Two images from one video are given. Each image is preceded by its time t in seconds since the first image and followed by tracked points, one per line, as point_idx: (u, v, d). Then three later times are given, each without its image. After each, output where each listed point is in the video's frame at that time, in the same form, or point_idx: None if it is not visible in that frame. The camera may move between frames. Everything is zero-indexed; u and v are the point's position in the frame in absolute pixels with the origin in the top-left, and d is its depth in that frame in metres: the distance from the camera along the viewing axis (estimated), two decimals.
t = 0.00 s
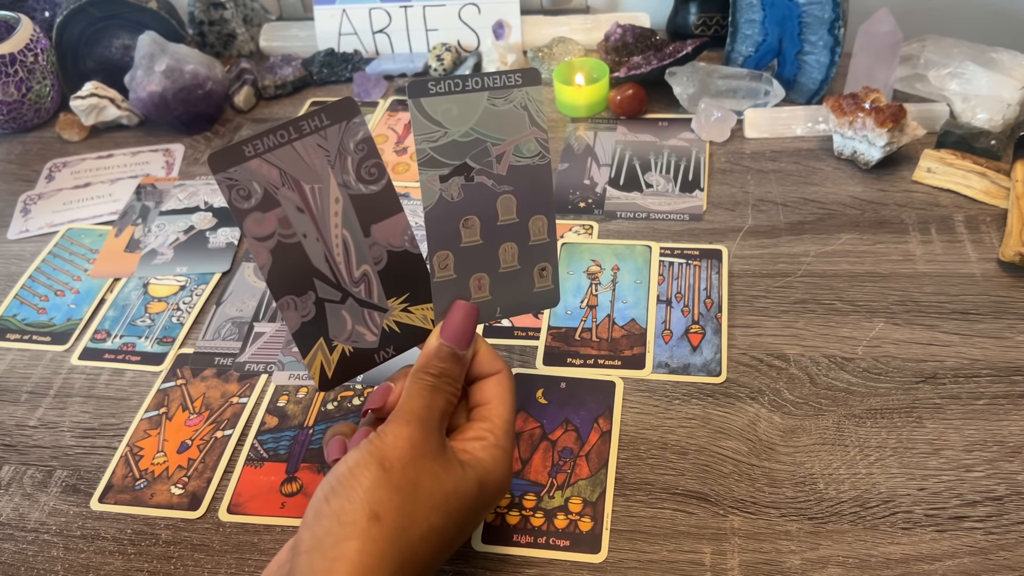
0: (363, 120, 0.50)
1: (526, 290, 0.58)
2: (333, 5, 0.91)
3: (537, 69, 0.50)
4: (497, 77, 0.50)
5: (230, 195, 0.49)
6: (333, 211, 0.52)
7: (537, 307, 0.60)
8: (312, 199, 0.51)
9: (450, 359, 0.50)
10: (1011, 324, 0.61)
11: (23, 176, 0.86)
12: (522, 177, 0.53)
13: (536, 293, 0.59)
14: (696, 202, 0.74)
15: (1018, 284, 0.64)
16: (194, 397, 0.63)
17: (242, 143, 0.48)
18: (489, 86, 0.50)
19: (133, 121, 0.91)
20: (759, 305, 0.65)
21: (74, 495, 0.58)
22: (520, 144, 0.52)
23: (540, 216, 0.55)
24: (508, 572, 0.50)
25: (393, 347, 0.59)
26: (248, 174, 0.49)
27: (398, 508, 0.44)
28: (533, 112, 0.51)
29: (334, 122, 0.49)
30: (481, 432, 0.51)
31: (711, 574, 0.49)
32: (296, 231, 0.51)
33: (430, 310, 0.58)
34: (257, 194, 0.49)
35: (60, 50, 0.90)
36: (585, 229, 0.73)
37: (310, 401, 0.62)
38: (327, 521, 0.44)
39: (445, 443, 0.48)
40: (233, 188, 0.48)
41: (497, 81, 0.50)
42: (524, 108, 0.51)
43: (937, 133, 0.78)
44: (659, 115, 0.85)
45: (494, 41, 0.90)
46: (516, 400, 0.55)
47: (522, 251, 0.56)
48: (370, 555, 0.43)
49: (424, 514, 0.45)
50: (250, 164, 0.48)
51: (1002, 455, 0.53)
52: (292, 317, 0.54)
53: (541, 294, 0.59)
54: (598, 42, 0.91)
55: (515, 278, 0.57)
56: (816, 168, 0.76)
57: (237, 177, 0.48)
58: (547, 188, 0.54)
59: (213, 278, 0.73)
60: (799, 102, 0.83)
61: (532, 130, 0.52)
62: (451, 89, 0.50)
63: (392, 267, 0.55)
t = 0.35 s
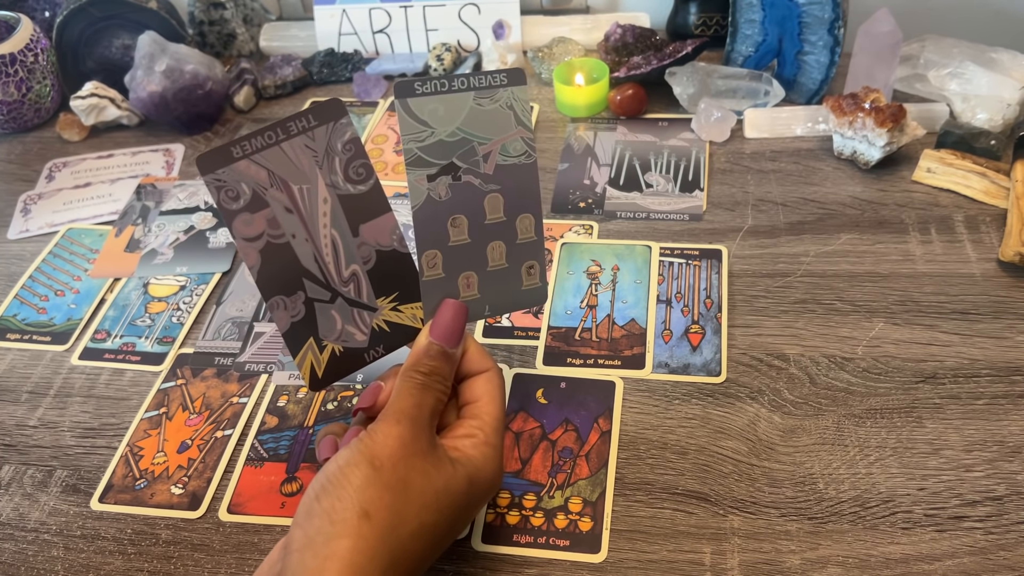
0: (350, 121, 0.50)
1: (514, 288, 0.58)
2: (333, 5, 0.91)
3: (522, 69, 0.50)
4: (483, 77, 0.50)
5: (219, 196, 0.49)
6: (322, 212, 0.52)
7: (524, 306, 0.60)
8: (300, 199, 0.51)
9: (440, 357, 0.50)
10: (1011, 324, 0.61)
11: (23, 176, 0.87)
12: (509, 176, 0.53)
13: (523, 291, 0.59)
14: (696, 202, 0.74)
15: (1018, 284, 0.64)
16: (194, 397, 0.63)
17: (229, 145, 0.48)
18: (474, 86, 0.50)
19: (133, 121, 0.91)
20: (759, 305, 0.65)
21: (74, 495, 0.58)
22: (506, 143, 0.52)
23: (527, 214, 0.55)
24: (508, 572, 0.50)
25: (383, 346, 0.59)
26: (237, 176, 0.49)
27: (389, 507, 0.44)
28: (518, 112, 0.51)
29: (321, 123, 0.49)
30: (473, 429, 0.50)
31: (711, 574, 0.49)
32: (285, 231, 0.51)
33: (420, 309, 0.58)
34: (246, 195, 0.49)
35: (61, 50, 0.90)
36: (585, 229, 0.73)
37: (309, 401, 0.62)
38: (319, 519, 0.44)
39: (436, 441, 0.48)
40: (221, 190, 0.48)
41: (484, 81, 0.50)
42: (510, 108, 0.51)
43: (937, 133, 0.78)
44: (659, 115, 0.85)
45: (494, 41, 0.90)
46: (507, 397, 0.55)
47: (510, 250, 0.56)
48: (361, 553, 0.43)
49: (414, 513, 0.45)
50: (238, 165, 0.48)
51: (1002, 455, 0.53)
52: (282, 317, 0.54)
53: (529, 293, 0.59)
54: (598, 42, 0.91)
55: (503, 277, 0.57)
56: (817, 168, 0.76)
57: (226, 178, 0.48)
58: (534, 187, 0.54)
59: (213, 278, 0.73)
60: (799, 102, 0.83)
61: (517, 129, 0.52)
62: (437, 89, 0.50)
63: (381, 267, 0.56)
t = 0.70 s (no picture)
0: (370, 122, 0.50)
1: (532, 288, 0.58)
2: (333, 5, 0.91)
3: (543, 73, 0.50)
4: (503, 78, 0.50)
5: (239, 195, 0.49)
6: (341, 212, 0.52)
7: (540, 306, 0.60)
8: (320, 199, 0.51)
9: (456, 358, 0.50)
10: (1010, 324, 0.61)
11: (23, 176, 0.87)
12: (528, 178, 0.53)
13: (541, 292, 0.59)
14: (696, 202, 0.74)
15: (1018, 283, 0.64)
16: (194, 397, 0.63)
17: (251, 145, 0.48)
18: (494, 88, 0.50)
19: (133, 121, 0.91)
20: (759, 305, 0.65)
21: (74, 495, 0.58)
22: (525, 145, 0.52)
23: (545, 216, 0.55)
24: (508, 572, 0.50)
25: (400, 346, 0.59)
26: (258, 175, 0.49)
27: (404, 506, 0.44)
28: (538, 114, 0.51)
29: (342, 124, 0.49)
30: (488, 430, 0.51)
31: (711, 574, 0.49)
32: (305, 231, 0.51)
33: (437, 310, 0.58)
34: (266, 195, 0.49)
35: (61, 50, 0.90)
36: (585, 230, 0.73)
37: (310, 401, 0.62)
38: (334, 518, 0.44)
39: (452, 441, 0.48)
40: (243, 189, 0.49)
41: (503, 82, 0.50)
42: (529, 110, 0.51)
43: (937, 133, 0.78)
44: (659, 115, 0.85)
45: (494, 41, 0.90)
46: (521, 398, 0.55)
47: (528, 251, 0.56)
48: (376, 552, 0.43)
49: (429, 512, 0.45)
50: (259, 165, 0.48)
51: (1002, 455, 0.53)
52: (301, 317, 0.54)
53: (546, 294, 0.59)
54: (598, 42, 0.91)
55: (520, 278, 0.57)
56: (816, 168, 0.76)
57: (247, 178, 0.48)
58: (552, 189, 0.54)
59: (213, 278, 0.73)
60: (799, 102, 0.83)
61: (536, 131, 0.52)
62: (457, 91, 0.50)
63: (399, 268, 0.56)
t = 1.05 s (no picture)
0: (343, 126, 0.50)
1: (515, 285, 0.58)
2: (333, 5, 0.91)
3: (513, 66, 0.50)
4: (473, 75, 0.50)
5: (216, 204, 0.49)
6: (319, 216, 0.52)
7: (526, 301, 0.59)
8: (297, 204, 0.51)
9: (443, 356, 0.49)
10: (1011, 324, 0.61)
11: (23, 176, 0.87)
12: (504, 173, 0.53)
13: (525, 287, 0.59)
14: (696, 202, 0.74)
15: (1018, 284, 0.64)
16: (194, 397, 0.63)
17: (225, 153, 0.48)
18: (465, 85, 0.50)
19: (133, 121, 0.91)
20: (759, 305, 0.65)
21: (74, 495, 0.58)
22: (499, 140, 0.52)
23: (524, 211, 0.55)
24: (508, 572, 0.50)
25: (384, 347, 0.59)
26: (233, 183, 0.49)
27: (391, 505, 0.44)
28: (510, 109, 0.51)
29: (314, 128, 0.49)
30: (477, 427, 0.50)
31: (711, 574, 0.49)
32: (283, 236, 0.51)
33: (420, 309, 0.58)
34: (243, 202, 0.49)
35: (61, 50, 0.90)
36: (585, 229, 0.73)
37: (310, 401, 0.62)
38: (322, 518, 0.44)
39: (440, 439, 0.48)
40: (218, 198, 0.49)
41: (473, 79, 0.50)
42: (501, 105, 0.51)
43: (937, 133, 0.78)
44: (659, 115, 0.85)
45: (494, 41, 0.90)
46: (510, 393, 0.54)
47: (509, 246, 0.56)
48: (364, 552, 0.43)
49: (417, 510, 0.45)
50: (233, 173, 0.48)
51: (1002, 455, 0.53)
52: (283, 321, 0.54)
53: (530, 288, 0.59)
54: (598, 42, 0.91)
55: (503, 274, 0.57)
56: (817, 168, 0.76)
57: (222, 186, 0.49)
58: (529, 183, 0.54)
59: (213, 278, 0.73)
60: (799, 102, 0.83)
61: (510, 126, 0.52)
62: (427, 89, 0.50)
63: (380, 269, 0.56)
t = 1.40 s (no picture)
0: (336, 126, 0.50)
1: (507, 283, 0.59)
2: (333, 5, 0.91)
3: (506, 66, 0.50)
4: (466, 75, 0.50)
5: (209, 205, 0.49)
6: (312, 216, 0.52)
7: (518, 300, 0.60)
8: (290, 205, 0.51)
9: (436, 356, 0.49)
10: (1011, 324, 0.61)
11: (23, 176, 0.87)
12: (496, 173, 0.53)
13: (517, 286, 0.59)
14: (696, 202, 0.74)
15: (1018, 284, 0.64)
16: (194, 397, 0.63)
17: (218, 154, 0.48)
18: (459, 85, 0.50)
19: (133, 121, 0.91)
20: (759, 305, 0.65)
21: (74, 495, 0.58)
22: (492, 140, 0.52)
23: (517, 210, 0.55)
24: (508, 572, 0.50)
25: (379, 347, 0.59)
26: (226, 184, 0.49)
27: (386, 505, 0.44)
28: (503, 109, 0.51)
29: (307, 129, 0.49)
30: (472, 426, 0.50)
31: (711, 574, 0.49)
32: (276, 237, 0.51)
33: (414, 308, 0.58)
34: (236, 203, 0.49)
35: (61, 50, 0.90)
36: (585, 230, 0.73)
37: (309, 401, 0.62)
38: (318, 519, 0.45)
39: (435, 438, 0.48)
40: (211, 199, 0.49)
41: (467, 79, 0.50)
42: (494, 105, 0.51)
43: (937, 133, 0.78)
44: (659, 115, 0.85)
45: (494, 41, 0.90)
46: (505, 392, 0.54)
47: (502, 245, 0.56)
48: (360, 552, 0.43)
49: (413, 510, 0.45)
50: (227, 174, 0.48)
51: (1002, 455, 0.53)
52: (277, 322, 0.54)
53: (522, 287, 0.59)
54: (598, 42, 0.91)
55: (495, 273, 0.58)
56: (817, 168, 0.76)
57: (215, 188, 0.49)
58: (522, 182, 0.54)
59: (213, 278, 0.73)
60: (799, 102, 0.83)
61: (503, 126, 0.52)
62: (421, 89, 0.49)
63: (374, 269, 0.56)
